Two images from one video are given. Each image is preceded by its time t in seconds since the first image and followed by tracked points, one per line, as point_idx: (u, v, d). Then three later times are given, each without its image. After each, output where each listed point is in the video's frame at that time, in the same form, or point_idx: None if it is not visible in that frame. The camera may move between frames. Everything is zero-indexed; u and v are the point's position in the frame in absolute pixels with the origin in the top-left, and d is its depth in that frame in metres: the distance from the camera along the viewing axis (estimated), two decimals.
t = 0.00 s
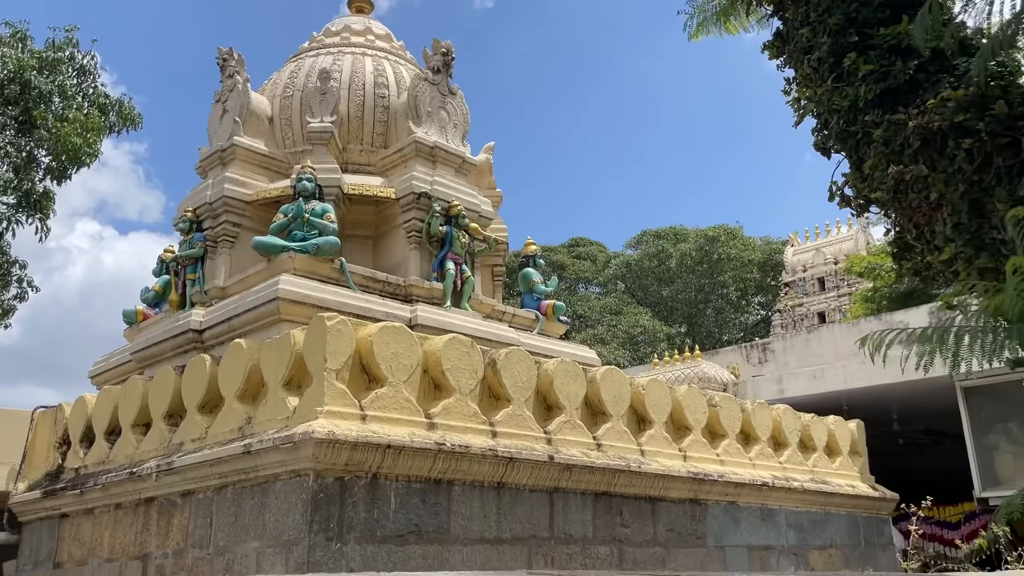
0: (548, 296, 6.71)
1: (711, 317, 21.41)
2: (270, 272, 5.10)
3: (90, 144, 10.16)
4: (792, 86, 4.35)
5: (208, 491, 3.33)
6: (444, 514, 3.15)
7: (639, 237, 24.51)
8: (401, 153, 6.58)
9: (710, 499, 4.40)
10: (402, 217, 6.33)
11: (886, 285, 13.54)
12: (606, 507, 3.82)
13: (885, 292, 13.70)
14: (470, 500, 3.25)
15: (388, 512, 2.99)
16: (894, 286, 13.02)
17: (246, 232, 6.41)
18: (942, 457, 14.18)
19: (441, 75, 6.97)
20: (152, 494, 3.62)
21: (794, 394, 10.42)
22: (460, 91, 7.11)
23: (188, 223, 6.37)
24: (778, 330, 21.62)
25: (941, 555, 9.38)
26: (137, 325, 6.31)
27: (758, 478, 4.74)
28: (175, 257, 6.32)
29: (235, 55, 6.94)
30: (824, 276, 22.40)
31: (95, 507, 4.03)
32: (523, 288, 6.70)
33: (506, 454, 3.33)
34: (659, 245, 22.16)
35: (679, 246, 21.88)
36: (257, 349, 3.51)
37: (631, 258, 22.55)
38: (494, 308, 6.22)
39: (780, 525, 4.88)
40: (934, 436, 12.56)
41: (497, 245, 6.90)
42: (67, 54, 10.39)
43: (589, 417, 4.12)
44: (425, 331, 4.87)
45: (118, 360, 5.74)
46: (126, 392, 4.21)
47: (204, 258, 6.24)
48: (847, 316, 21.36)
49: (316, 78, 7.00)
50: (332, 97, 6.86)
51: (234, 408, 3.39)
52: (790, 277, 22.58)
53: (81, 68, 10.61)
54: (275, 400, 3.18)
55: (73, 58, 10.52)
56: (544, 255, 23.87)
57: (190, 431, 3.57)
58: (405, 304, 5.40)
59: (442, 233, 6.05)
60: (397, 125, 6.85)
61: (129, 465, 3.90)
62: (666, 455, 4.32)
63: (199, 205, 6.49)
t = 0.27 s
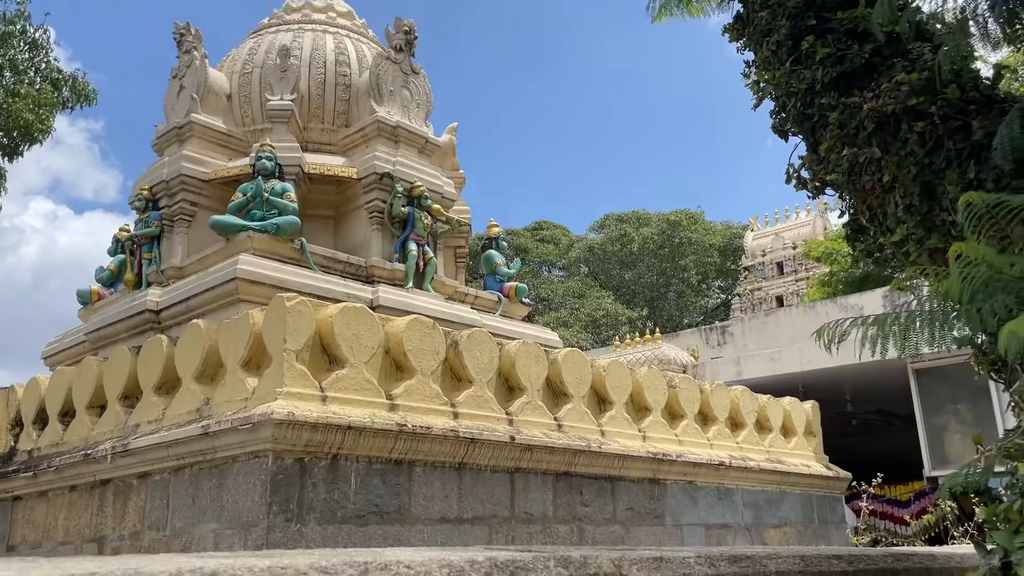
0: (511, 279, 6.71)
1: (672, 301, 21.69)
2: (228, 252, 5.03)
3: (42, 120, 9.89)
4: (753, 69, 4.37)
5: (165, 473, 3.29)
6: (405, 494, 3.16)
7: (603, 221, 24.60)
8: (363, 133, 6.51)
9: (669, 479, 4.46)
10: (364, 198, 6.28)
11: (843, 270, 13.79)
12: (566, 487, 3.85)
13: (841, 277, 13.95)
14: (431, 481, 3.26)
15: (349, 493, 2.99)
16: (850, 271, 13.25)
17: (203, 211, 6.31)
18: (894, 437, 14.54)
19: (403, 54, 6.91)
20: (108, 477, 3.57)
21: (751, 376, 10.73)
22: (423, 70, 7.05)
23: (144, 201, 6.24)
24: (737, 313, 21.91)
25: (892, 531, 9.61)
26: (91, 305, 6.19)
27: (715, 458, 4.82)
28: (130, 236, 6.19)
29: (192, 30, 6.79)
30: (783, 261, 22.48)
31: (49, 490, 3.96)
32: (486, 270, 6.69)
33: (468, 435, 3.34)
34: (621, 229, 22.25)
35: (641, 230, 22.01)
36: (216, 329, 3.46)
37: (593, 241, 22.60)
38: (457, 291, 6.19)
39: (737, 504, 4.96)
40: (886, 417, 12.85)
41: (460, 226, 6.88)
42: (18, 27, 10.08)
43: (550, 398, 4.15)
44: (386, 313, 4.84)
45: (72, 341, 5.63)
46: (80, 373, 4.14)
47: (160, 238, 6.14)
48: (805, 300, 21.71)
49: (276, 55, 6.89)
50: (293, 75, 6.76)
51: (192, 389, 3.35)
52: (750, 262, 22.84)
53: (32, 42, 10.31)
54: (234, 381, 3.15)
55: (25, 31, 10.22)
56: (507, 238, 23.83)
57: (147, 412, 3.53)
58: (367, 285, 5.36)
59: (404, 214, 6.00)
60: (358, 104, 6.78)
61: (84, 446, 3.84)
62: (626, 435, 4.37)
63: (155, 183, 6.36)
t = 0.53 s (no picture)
0: (474, 259, 6.68)
1: (634, 284, 21.87)
2: (185, 230, 4.94)
3: None
4: (713, 50, 4.38)
5: (120, 455, 3.24)
6: (365, 474, 3.15)
7: (565, 204, 24.62)
8: (323, 110, 6.42)
9: (628, 458, 4.51)
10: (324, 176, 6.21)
11: (801, 252, 14.00)
12: (527, 467, 3.87)
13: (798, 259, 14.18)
14: (392, 461, 3.25)
15: (308, 474, 2.97)
16: (808, 254, 13.45)
17: (159, 188, 6.19)
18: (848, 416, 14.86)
19: (364, 31, 6.84)
20: (61, 458, 3.50)
21: (711, 356, 10.88)
22: (384, 48, 6.98)
23: (97, 177, 6.05)
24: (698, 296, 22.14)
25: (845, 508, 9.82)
26: (43, 284, 6.04)
27: (674, 437, 4.88)
28: (83, 213, 6.01)
29: (146, 3, 6.64)
30: (743, 243, 22.76)
31: None
32: (448, 251, 6.65)
33: (429, 415, 3.34)
34: (584, 211, 22.30)
35: (603, 212, 22.09)
36: (172, 309, 3.41)
37: (556, 224, 22.59)
38: (418, 271, 6.17)
39: (695, 482, 5.04)
40: (841, 396, 13.12)
41: (422, 206, 6.84)
42: None
43: (512, 378, 4.16)
44: (347, 293, 4.81)
45: (24, 320, 5.50)
46: (32, 353, 4.05)
47: (115, 216, 5.98)
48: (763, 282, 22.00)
49: (233, 30, 6.75)
50: (250, 50, 6.68)
51: (147, 369, 3.29)
52: (711, 245, 23.06)
53: None
54: (190, 361, 3.11)
55: None
56: (470, 220, 23.74)
57: (101, 393, 3.46)
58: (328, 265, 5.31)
59: (366, 193, 5.89)
60: (319, 81, 6.68)
61: (36, 428, 3.76)
62: (586, 415, 4.41)
63: (108, 159, 6.21)
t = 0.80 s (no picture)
0: (437, 239, 6.62)
1: (597, 265, 22.02)
2: (140, 206, 4.84)
3: None
4: (675, 28, 4.38)
5: (75, 434, 3.18)
6: (326, 454, 3.13)
7: (529, 184, 24.58)
8: (283, 86, 6.31)
9: (589, 436, 4.55)
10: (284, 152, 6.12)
11: (760, 234, 14.20)
12: (489, 445, 3.89)
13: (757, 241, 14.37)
14: (353, 440, 3.24)
15: (268, 453, 2.94)
16: (767, 236, 13.61)
17: (113, 163, 6.05)
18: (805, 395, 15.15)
19: (325, 5, 6.80)
20: (13, 438, 3.43)
21: (670, 336, 10.94)
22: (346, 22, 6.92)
23: (48, 152, 5.93)
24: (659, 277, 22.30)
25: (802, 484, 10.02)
26: None
27: (635, 416, 4.93)
28: (34, 188, 5.88)
29: None
30: (705, 226, 23.07)
31: None
32: (411, 230, 6.60)
33: (391, 394, 3.33)
34: (547, 192, 22.28)
35: (567, 193, 22.13)
36: (128, 286, 3.34)
37: (520, 204, 22.54)
38: (380, 250, 6.13)
39: (654, 460, 5.10)
40: (798, 375, 13.36)
41: (384, 184, 6.78)
42: None
43: (474, 357, 4.16)
44: (307, 271, 4.75)
45: None
46: None
47: (68, 191, 5.87)
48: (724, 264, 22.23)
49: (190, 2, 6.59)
50: (207, 22, 6.49)
51: (102, 347, 3.23)
52: (673, 226, 23.21)
53: None
54: (147, 339, 3.05)
55: None
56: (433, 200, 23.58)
57: (55, 372, 3.39)
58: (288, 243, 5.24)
59: (327, 170, 5.89)
60: (278, 56, 6.57)
61: None
62: (548, 393, 4.43)
63: (60, 132, 6.05)
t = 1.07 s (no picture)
0: (400, 216, 6.56)
1: (561, 245, 22.11)
2: (94, 181, 4.73)
3: None
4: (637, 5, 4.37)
5: (28, 413, 3.12)
6: (287, 432, 3.11)
7: (493, 164, 24.48)
8: (242, 59, 6.18)
9: (552, 413, 4.58)
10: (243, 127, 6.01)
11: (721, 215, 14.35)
12: (452, 423, 3.89)
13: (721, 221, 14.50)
14: (315, 418, 3.22)
15: (228, 431, 2.91)
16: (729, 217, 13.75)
17: (66, 136, 5.90)
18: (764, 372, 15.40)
19: None
20: None
21: (633, 315, 11.02)
22: None
23: None
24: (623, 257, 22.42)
25: (760, 460, 10.20)
26: None
27: (596, 393, 4.98)
28: None
29: None
30: (667, 207, 22.94)
31: None
32: (373, 208, 6.54)
33: (352, 371, 3.32)
34: (512, 172, 22.22)
35: (531, 173, 22.09)
36: (82, 263, 3.26)
37: (484, 184, 22.45)
38: (342, 228, 6.07)
39: (616, 437, 5.15)
40: (758, 354, 13.57)
41: (346, 161, 6.70)
42: None
43: (437, 336, 4.15)
44: (267, 248, 4.69)
45: None
46: None
47: (19, 165, 5.76)
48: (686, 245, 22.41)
49: None
50: None
51: (56, 325, 3.16)
52: (636, 207, 23.32)
53: None
54: (102, 316, 2.99)
55: None
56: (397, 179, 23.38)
57: (7, 350, 3.32)
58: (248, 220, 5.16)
59: (287, 146, 5.82)
60: (237, 29, 6.45)
61: None
62: (511, 371, 4.44)
63: (11, 105, 5.89)
